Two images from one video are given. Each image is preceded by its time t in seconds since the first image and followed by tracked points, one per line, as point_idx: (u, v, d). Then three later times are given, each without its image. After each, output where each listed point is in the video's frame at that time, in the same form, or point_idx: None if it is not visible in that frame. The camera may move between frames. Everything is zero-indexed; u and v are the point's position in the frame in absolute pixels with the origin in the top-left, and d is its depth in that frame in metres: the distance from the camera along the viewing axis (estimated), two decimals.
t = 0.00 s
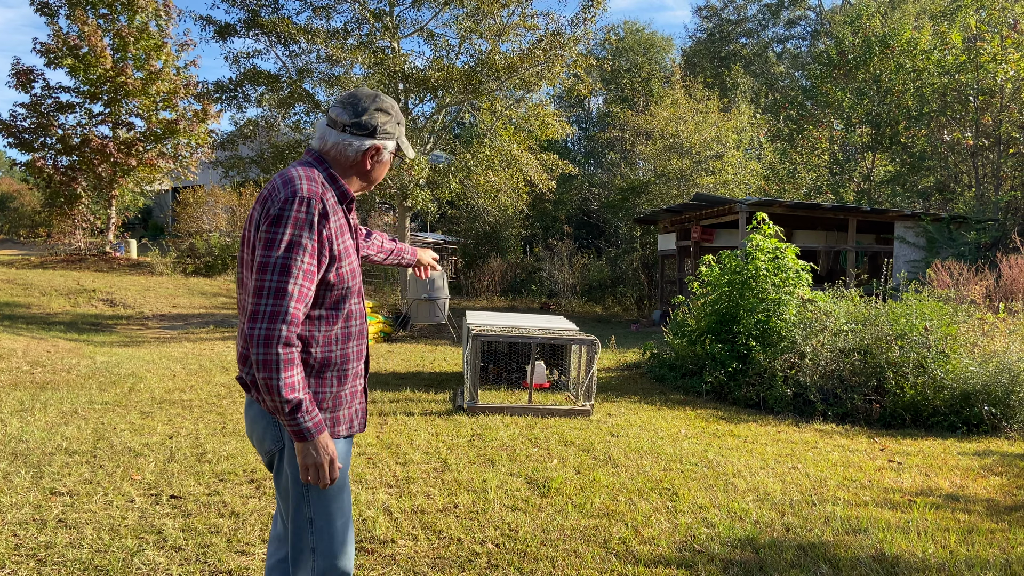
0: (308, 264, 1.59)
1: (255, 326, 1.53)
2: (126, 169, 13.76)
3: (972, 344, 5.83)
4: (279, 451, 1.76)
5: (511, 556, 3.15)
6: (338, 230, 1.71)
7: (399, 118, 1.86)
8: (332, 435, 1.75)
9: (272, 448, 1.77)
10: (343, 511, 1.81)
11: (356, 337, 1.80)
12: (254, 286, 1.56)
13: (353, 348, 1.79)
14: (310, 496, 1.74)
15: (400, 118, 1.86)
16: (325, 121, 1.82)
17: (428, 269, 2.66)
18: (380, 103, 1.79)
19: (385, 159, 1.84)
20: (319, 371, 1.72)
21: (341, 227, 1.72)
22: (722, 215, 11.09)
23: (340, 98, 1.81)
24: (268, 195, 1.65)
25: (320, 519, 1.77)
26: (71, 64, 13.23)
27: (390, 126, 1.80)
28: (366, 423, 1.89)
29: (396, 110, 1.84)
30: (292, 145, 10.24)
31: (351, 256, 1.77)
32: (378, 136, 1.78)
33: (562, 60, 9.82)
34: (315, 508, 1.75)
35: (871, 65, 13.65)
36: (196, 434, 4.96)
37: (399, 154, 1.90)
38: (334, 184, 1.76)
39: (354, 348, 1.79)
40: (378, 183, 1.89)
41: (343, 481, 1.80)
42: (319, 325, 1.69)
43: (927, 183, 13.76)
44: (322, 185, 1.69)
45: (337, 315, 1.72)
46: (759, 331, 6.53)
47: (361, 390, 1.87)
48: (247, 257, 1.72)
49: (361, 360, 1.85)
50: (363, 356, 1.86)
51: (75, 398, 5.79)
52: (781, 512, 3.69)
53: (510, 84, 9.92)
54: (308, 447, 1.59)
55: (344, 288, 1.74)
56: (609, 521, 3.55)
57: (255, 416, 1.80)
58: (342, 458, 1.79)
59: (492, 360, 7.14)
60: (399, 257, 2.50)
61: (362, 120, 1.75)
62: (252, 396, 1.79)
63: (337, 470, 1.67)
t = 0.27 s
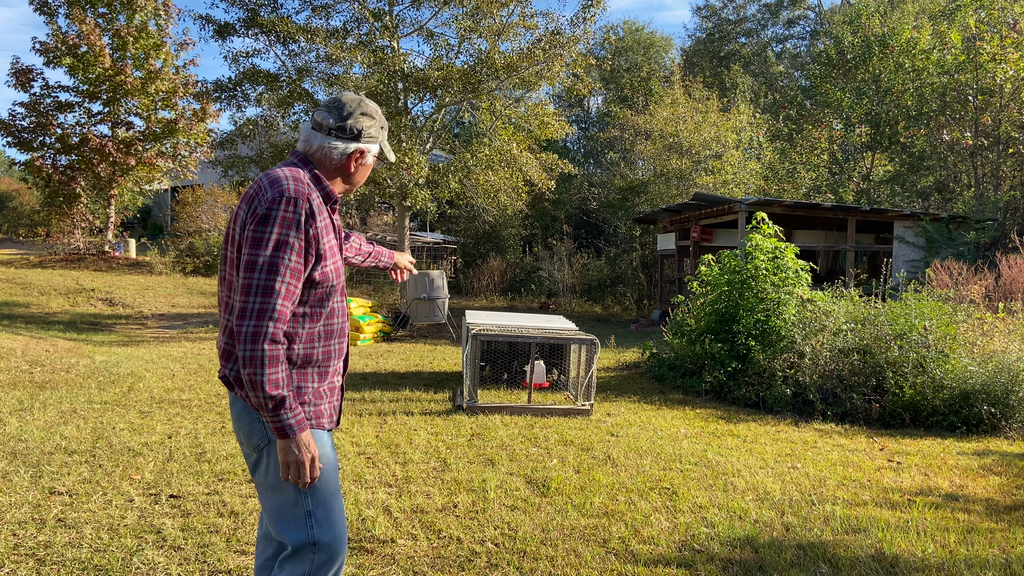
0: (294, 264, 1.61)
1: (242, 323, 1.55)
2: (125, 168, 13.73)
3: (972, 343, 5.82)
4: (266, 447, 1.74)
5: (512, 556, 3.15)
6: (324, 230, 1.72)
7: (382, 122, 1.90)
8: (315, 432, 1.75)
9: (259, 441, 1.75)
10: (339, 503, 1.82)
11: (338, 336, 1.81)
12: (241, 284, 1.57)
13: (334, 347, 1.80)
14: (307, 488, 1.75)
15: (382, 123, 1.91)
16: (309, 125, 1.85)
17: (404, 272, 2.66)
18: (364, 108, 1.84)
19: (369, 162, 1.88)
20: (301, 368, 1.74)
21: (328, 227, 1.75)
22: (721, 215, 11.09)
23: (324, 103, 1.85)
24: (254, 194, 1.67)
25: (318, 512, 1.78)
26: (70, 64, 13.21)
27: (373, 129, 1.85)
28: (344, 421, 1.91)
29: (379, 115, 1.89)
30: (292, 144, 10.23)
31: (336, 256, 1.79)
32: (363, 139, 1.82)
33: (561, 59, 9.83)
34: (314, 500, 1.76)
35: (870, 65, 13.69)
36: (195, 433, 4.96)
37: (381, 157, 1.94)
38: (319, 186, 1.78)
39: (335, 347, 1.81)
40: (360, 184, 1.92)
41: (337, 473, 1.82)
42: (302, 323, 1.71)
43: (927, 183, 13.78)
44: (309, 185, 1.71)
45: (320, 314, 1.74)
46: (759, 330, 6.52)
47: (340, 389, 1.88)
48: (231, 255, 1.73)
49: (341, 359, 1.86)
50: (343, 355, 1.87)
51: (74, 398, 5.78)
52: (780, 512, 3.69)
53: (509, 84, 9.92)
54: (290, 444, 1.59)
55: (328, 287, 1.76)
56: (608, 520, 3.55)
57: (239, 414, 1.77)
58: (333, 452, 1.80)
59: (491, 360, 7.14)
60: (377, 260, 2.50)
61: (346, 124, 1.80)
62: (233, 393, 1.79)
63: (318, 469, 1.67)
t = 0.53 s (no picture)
0: (281, 261, 1.61)
1: (231, 323, 1.54)
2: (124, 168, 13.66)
3: (971, 343, 5.83)
4: (234, 453, 1.74)
5: (511, 555, 3.15)
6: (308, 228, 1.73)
7: (362, 120, 1.91)
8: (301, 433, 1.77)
9: (230, 449, 1.74)
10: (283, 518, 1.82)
11: (321, 335, 1.82)
12: (228, 284, 1.56)
13: (318, 346, 1.81)
14: (259, 498, 1.76)
15: (362, 121, 1.92)
16: (287, 123, 1.85)
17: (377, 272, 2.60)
18: (344, 106, 1.84)
19: (349, 160, 1.89)
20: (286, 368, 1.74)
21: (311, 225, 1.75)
22: (721, 215, 11.09)
23: (302, 101, 1.85)
24: (235, 194, 1.66)
25: (265, 523, 1.78)
26: (69, 63, 13.20)
27: (353, 126, 1.86)
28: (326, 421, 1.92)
29: (357, 113, 1.90)
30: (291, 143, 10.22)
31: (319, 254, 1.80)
32: (343, 138, 1.83)
33: (561, 59, 9.83)
34: (263, 511, 1.77)
35: (870, 65, 13.75)
36: (194, 433, 4.95)
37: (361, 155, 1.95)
38: (300, 183, 1.77)
39: (318, 346, 1.81)
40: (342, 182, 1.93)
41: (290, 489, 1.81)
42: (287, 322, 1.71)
43: (926, 182, 13.78)
44: (291, 183, 1.71)
45: (305, 312, 1.75)
46: (758, 330, 6.52)
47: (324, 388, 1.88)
48: (213, 255, 1.71)
49: (324, 358, 1.87)
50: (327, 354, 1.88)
51: (73, 398, 5.77)
52: (779, 511, 3.69)
53: (508, 84, 9.92)
54: (284, 443, 1.59)
55: (313, 285, 1.76)
56: (607, 520, 3.55)
57: (214, 417, 1.76)
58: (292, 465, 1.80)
59: (491, 360, 7.13)
60: (350, 260, 2.44)
61: (326, 122, 1.80)
62: (215, 396, 1.77)
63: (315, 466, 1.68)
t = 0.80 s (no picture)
0: (249, 264, 1.59)
1: (201, 330, 1.51)
2: (124, 167, 13.66)
3: (970, 342, 5.83)
4: (192, 456, 1.71)
5: (510, 555, 3.15)
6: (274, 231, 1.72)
7: (332, 117, 1.89)
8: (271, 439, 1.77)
9: (189, 453, 1.72)
10: (236, 525, 1.77)
11: (290, 339, 1.82)
12: (196, 290, 1.54)
13: (287, 349, 1.81)
14: (211, 501, 1.72)
15: (332, 119, 1.90)
16: (255, 121, 1.83)
17: (352, 273, 2.62)
18: (313, 103, 1.83)
19: (319, 159, 1.88)
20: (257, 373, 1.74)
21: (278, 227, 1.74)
22: (720, 214, 11.08)
23: (270, 99, 1.82)
24: (200, 196, 1.63)
25: (214, 526, 1.74)
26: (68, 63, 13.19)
27: (323, 125, 1.83)
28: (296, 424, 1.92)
29: (328, 111, 1.87)
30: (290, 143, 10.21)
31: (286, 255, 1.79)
32: (312, 136, 1.81)
33: (560, 58, 9.83)
34: (212, 513, 1.73)
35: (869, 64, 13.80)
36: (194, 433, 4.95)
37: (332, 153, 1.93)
38: (267, 184, 1.77)
39: (288, 349, 1.81)
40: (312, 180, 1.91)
41: (245, 495, 1.77)
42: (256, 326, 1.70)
43: (925, 182, 13.77)
44: (257, 184, 1.70)
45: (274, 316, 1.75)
46: (758, 330, 6.53)
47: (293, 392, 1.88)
48: (178, 260, 1.68)
49: (294, 361, 1.87)
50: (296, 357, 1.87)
51: (72, 398, 5.77)
52: (778, 511, 3.69)
53: (508, 83, 9.92)
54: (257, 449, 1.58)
55: (280, 288, 1.76)
56: (607, 519, 3.55)
57: (174, 421, 1.74)
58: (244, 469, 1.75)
59: (490, 360, 7.13)
60: (324, 260, 2.43)
61: (295, 120, 1.78)
62: (179, 404, 1.74)
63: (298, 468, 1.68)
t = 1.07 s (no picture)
0: (209, 268, 1.55)
1: (155, 335, 1.47)
2: (123, 166, 13.65)
3: (969, 342, 5.83)
4: (161, 462, 1.68)
5: (509, 554, 3.16)
6: (237, 233, 1.68)
7: (298, 113, 1.85)
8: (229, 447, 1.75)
9: (156, 459, 1.69)
10: (211, 531, 1.75)
11: (253, 344, 1.79)
12: (153, 293, 1.49)
13: (250, 355, 1.78)
14: (183, 509, 1.70)
15: (299, 115, 1.85)
16: (218, 116, 1.78)
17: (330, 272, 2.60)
18: (278, 99, 1.78)
19: (286, 156, 1.84)
20: (217, 378, 1.71)
21: (240, 230, 1.70)
22: (719, 214, 11.09)
23: (234, 94, 1.78)
24: (162, 194, 1.59)
25: (188, 532, 1.72)
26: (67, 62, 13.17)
27: (288, 122, 1.79)
28: (261, 431, 1.91)
29: (294, 108, 1.83)
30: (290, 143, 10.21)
31: (249, 258, 1.76)
32: (278, 132, 1.77)
33: (559, 58, 9.83)
34: (186, 519, 1.71)
35: (869, 63, 13.80)
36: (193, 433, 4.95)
37: (300, 150, 1.89)
38: (232, 183, 1.74)
39: (251, 354, 1.79)
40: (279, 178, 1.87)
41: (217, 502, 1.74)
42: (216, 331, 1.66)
43: (925, 182, 13.76)
44: (220, 185, 1.66)
45: (236, 320, 1.72)
46: (757, 329, 6.54)
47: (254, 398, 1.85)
48: (136, 260, 1.63)
49: (258, 366, 1.85)
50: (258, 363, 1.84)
51: (71, 398, 5.77)
52: (776, 510, 3.70)
53: (507, 83, 9.92)
54: (210, 461, 1.54)
55: (243, 292, 1.73)
56: (605, 519, 3.55)
57: (140, 427, 1.71)
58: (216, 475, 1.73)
59: (489, 359, 7.14)
60: (296, 260, 2.42)
61: (259, 116, 1.73)
62: (140, 408, 1.70)
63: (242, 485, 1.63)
